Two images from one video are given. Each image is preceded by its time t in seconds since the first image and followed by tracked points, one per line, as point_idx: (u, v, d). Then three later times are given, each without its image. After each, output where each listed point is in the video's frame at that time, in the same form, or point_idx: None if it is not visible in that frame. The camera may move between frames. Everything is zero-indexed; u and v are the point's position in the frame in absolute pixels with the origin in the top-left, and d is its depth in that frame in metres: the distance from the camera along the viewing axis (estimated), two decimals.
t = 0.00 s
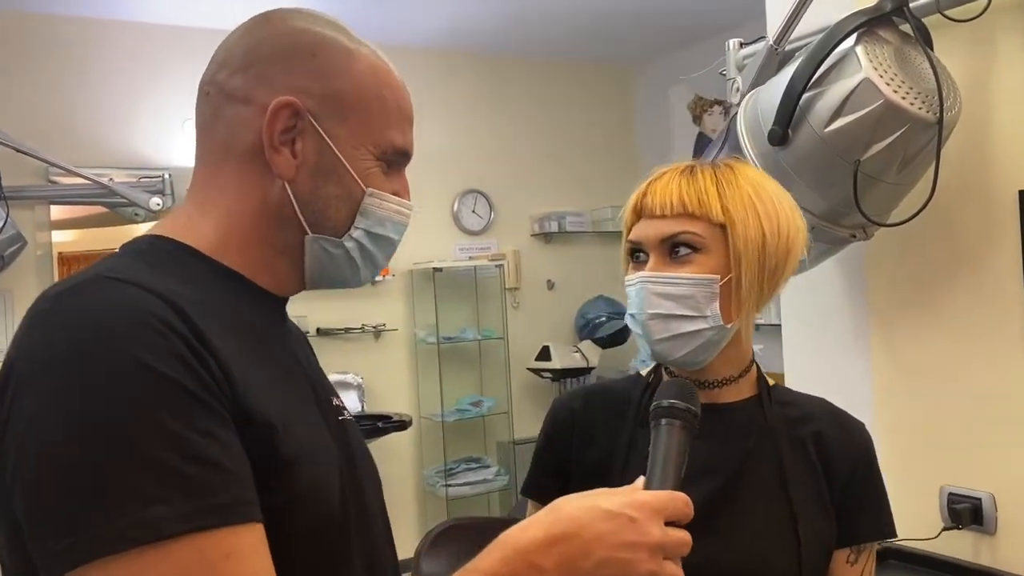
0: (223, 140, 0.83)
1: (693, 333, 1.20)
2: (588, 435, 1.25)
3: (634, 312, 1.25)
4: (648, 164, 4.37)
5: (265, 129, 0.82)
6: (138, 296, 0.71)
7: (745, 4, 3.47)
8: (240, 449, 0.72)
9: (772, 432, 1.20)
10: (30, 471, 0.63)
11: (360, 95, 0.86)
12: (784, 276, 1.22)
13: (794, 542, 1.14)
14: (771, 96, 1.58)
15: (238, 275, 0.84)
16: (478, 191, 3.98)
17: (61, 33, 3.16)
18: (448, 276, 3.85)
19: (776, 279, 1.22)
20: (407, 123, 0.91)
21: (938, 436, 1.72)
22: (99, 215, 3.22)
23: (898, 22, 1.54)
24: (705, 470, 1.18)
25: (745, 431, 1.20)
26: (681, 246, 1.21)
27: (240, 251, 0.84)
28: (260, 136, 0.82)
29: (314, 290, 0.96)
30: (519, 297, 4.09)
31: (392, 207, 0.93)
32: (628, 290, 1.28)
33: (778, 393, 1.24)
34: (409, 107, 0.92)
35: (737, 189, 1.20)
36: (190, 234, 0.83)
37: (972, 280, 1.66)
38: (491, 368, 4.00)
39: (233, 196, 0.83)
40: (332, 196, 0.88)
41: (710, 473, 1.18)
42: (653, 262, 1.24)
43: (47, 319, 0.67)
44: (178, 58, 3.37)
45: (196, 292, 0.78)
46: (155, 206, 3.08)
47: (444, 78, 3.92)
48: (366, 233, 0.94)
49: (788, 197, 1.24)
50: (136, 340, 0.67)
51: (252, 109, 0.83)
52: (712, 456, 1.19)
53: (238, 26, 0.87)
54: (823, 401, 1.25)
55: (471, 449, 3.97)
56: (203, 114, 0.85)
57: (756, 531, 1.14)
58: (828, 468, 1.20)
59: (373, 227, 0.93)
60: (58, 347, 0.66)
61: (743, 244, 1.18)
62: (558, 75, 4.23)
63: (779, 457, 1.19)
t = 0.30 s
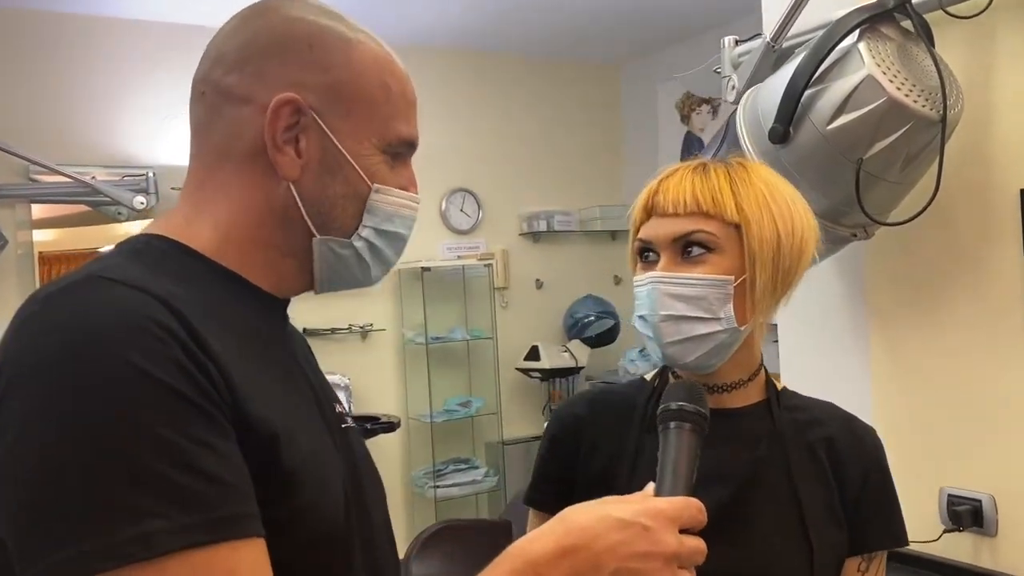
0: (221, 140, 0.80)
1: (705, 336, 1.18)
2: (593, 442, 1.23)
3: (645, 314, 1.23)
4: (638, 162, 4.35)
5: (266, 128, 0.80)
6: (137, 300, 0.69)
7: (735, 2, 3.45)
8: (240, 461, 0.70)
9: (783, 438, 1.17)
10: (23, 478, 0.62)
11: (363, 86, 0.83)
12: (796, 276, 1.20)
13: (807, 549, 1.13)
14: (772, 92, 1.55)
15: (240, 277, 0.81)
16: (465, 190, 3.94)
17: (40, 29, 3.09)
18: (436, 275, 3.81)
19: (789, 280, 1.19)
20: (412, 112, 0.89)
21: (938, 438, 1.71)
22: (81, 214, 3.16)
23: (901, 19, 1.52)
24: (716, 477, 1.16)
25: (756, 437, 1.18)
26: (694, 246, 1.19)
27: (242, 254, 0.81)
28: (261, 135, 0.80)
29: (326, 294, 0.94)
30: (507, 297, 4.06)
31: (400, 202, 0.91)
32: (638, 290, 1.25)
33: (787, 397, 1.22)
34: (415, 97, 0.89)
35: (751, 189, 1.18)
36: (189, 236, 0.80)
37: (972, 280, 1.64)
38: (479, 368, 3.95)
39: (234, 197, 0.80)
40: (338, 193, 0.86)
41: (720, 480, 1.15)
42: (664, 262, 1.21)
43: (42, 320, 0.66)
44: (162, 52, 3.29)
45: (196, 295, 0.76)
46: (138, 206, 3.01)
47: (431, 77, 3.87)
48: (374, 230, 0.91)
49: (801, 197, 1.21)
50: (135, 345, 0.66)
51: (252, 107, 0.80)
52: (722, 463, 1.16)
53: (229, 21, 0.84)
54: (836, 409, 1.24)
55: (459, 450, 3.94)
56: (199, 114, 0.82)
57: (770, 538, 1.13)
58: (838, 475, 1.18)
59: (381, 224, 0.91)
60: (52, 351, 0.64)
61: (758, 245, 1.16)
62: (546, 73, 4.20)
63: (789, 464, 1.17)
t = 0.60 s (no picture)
0: (245, 137, 0.82)
1: (717, 336, 1.17)
2: (591, 448, 1.21)
3: (654, 313, 1.21)
4: (624, 162, 4.33)
5: (290, 134, 0.81)
6: (136, 298, 0.68)
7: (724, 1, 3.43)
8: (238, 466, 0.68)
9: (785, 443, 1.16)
10: (14, 480, 0.59)
11: (395, 111, 0.85)
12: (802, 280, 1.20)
13: (811, 555, 1.12)
14: (769, 90, 1.54)
15: (244, 277, 0.82)
16: (452, 189, 3.90)
17: (17, 24, 3.01)
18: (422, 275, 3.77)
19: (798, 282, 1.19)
20: (441, 139, 0.90)
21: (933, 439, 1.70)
22: (61, 214, 3.09)
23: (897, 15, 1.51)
24: (720, 484, 1.14)
25: (758, 441, 1.17)
26: (707, 245, 1.17)
27: (246, 255, 0.82)
28: (284, 140, 0.81)
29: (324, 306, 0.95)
30: (494, 296, 4.02)
31: (412, 229, 0.92)
32: (647, 289, 1.23)
33: (788, 399, 1.21)
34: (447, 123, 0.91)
35: (765, 190, 1.17)
36: (193, 231, 0.81)
37: (970, 281, 1.63)
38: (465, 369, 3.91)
39: (245, 198, 0.81)
40: (352, 215, 0.87)
41: (723, 487, 1.14)
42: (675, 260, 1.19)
43: (31, 319, 0.64)
44: (142, 48, 3.21)
45: (197, 298, 0.76)
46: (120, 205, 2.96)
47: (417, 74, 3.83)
48: (380, 256, 0.92)
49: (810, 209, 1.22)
50: (129, 345, 0.64)
51: (279, 109, 0.81)
52: (725, 470, 1.15)
53: (269, 17, 0.85)
54: (835, 409, 1.23)
55: (446, 450, 3.91)
56: (228, 105, 0.84)
57: (772, 544, 1.12)
58: (841, 478, 1.17)
59: (389, 250, 0.92)
60: (41, 351, 0.62)
61: (772, 245, 1.15)
62: (532, 71, 4.17)
63: (792, 468, 1.15)
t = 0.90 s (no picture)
0: (238, 141, 0.82)
1: (748, 347, 1.17)
2: (588, 450, 1.20)
3: (678, 333, 1.17)
4: (610, 161, 4.30)
5: (289, 137, 0.82)
6: (124, 300, 0.68)
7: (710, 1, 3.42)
8: (231, 475, 0.68)
9: (783, 443, 1.15)
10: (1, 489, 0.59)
11: (396, 107, 0.87)
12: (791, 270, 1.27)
13: (811, 555, 1.11)
14: (763, 88, 1.52)
15: (242, 283, 0.83)
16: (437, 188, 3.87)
17: None
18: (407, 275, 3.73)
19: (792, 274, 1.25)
20: (440, 133, 0.93)
21: (923, 439, 1.70)
22: (39, 212, 3.04)
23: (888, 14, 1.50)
24: (719, 485, 1.13)
25: (756, 441, 1.16)
26: (727, 257, 1.16)
27: (242, 260, 0.83)
28: (281, 144, 0.82)
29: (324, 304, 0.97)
30: (479, 296, 4.00)
31: (416, 224, 0.95)
32: (665, 306, 1.19)
33: (785, 400, 1.20)
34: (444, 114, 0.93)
35: (767, 190, 1.19)
36: (188, 235, 0.82)
37: (961, 281, 1.63)
38: (450, 369, 3.88)
39: (241, 202, 0.82)
40: (355, 217, 0.90)
41: (722, 489, 1.13)
42: (698, 275, 1.17)
43: (19, 323, 0.64)
44: (124, 46, 3.16)
45: (190, 301, 0.77)
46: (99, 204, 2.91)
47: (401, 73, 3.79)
48: (386, 252, 0.95)
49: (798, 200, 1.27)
50: (117, 351, 0.64)
51: (275, 112, 0.83)
52: (724, 471, 1.14)
53: (257, 10, 0.86)
54: (831, 408, 1.22)
55: (431, 451, 3.88)
56: (220, 106, 0.85)
57: (772, 545, 1.11)
58: (839, 478, 1.16)
59: (394, 246, 0.95)
60: (30, 357, 0.62)
61: (785, 248, 1.18)
62: (517, 69, 4.14)
63: (790, 468, 1.14)
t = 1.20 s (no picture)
0: (223, 138, 0.81)
1: (755, 332, 1.17)
2: (576, 455, 1.19)
3: (691, 314, 1.15)
4: (595, 161, 4.29)
5: (277, 132, 0.80)
6: (108, 303, 0.68)
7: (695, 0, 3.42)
8: (218, 482, 0.69)
9: (772, 442, 1.14)
10: None
11: (386, 100, 0.85)
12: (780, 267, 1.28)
13: (804, 554, 1.10)
14: (752, 87, 1.52)
15: (229, 285, 0.81)
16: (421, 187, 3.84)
17: None
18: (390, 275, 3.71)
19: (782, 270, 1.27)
20: (432, 125, 0.90)
21: (911, 439, 1.70)
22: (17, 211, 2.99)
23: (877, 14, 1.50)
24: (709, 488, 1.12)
25: (746, 441, 1.15)
26: (737, 239, 1.16)
27: (229, 259, 0.81)
28: (269, 139, 0.80)
29: (315, 303, 0.95)
30: (463, 296, 3.98)
31: (409, 219, 0.93)
32: (673, 288, 1.17)
33: (773, 396, 1.20)
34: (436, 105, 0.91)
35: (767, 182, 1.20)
36: (175, 236, 0.80)
37: (948, 280, 1.63)
38: (435, 369, 3.85)
39: (228, 201, 0.80)
40: (346, 216, 0.88)
41: (713, 491, 1.12)
42: (708, 256, 1.16)
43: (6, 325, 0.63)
44: (103, 44, 3.11)
45: (177, 302, 0.76)
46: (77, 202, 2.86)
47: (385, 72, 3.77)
48: (379, 248, 0.94)
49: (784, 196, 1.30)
50: (103, 358, 0.64)
51: (261, 107, 0.81)
52: (714, 473, 1.13)
53: (242, 3, 0.84)
54: (822, 406, 1.21)
55: (415, 453, 3.85)
56: (204, 102, 0.83)
57: (763, 546, 1.10)
58: (829, 475, 1.15)
59: (387, 243, 0.93)
60: (17, 363, 0.62)
61: (787, 236, 1.19)
62: (502, 68, 4.12)
63: (780, 466, 1.13)
